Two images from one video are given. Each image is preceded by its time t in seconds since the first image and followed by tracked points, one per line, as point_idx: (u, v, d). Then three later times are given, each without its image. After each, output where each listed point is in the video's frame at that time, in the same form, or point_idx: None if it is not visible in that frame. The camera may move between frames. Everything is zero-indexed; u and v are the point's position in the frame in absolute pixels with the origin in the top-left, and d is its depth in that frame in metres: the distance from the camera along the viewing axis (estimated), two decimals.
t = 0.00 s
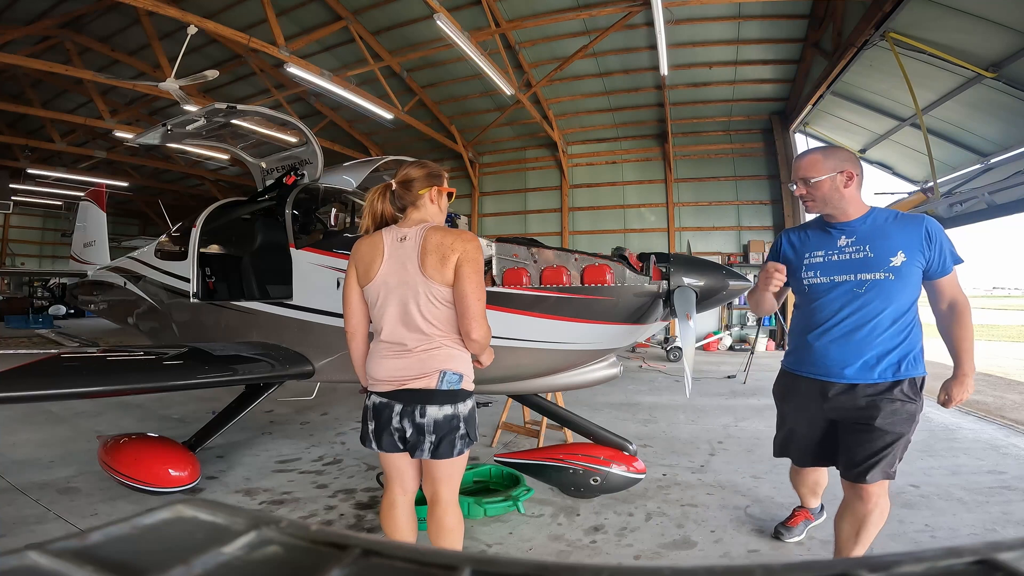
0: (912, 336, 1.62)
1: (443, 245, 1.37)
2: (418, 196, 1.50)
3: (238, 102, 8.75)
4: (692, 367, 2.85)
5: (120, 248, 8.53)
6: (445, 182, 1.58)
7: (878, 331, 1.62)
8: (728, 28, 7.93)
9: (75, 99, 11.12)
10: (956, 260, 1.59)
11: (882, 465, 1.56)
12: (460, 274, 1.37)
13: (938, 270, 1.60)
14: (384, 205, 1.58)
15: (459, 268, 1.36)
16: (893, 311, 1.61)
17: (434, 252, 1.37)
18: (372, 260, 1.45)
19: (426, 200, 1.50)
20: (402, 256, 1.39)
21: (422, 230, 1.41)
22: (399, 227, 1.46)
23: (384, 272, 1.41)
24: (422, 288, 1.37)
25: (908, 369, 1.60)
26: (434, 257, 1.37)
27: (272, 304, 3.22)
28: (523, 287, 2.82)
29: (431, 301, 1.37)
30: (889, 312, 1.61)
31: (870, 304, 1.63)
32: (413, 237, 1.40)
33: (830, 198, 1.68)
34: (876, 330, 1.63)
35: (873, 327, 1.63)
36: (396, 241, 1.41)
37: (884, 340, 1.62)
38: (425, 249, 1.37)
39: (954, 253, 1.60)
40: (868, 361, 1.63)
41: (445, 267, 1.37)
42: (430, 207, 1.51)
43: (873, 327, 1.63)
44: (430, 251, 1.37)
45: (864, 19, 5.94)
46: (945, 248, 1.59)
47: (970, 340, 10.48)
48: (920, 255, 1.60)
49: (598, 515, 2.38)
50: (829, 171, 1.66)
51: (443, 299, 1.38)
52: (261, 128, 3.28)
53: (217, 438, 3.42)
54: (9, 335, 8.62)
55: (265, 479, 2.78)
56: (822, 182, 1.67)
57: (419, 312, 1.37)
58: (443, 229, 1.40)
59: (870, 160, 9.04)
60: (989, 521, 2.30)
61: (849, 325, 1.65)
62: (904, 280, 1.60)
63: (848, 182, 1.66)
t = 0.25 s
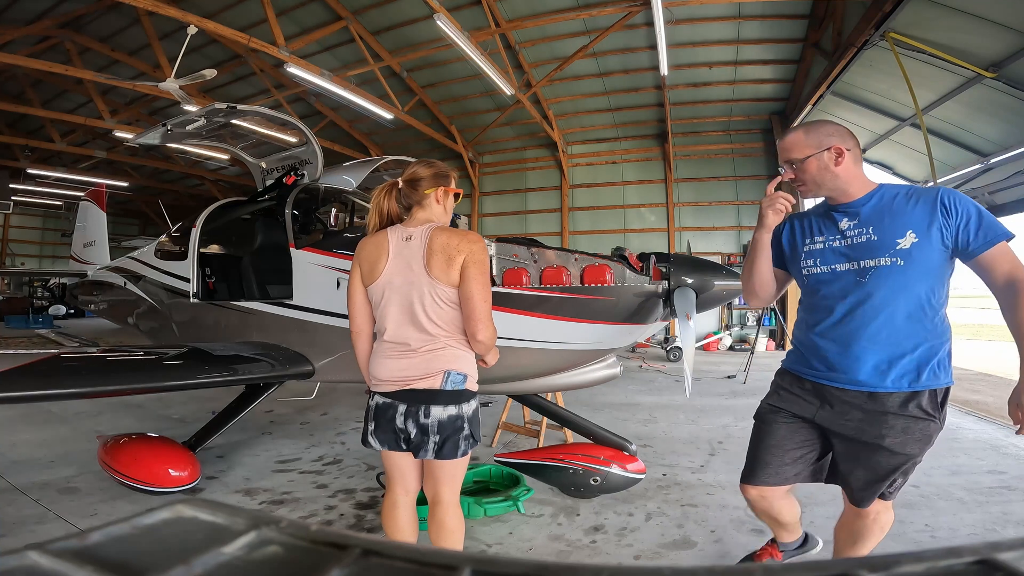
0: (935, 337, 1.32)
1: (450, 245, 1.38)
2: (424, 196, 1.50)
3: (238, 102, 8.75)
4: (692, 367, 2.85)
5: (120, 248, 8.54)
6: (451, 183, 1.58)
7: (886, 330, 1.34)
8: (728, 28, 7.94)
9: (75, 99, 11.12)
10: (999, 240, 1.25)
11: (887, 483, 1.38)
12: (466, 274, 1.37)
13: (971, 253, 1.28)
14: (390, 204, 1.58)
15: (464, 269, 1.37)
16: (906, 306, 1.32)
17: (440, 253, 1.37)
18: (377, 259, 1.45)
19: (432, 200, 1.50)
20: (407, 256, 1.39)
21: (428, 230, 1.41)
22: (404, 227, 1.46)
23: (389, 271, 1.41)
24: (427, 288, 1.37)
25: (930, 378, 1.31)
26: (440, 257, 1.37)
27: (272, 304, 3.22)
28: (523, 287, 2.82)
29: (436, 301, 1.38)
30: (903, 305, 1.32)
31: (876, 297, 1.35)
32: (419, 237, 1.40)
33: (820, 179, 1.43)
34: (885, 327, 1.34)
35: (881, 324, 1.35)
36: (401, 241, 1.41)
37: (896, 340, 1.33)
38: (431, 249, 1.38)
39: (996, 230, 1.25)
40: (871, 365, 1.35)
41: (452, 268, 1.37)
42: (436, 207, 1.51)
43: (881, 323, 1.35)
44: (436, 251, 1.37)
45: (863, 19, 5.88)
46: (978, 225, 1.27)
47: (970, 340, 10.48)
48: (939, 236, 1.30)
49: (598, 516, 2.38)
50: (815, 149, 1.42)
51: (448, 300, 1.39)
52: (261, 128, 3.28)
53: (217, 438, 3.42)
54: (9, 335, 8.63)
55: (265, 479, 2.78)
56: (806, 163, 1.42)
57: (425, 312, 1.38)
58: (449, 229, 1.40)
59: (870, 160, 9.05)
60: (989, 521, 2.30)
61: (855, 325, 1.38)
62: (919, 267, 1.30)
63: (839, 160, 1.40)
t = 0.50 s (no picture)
0: (912, 349, 1.07)
1: (454, 245, 1.38)
2: (426, 196, 1.50)
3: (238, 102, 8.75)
4: (692, 367, 2.85)
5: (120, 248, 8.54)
6: (455, 183, 1.58)
7: (847, 338, 1.12)
8: (728, 28, 7.94)
9: (75, 99, 11.12)
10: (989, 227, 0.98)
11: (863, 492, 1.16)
12: (469, 275, 1.37)
13: (949, 243, 1.02)
14: (394, 202, 1.58)
15: (467, 269, 1.37)
16: (870, 310, 1.10)
17: (442, 253, 1.38)
18: (379, 259, 1.45)
19: (435, 200, 1.51)
20: (410, 256, 1.39)
21: (430, 230, 1.41)
22: (406, 226, 1.46)
23: (391, 271, 1.41)
24: (430, 288, 1.37)
25: (905, 398, 1.08)
26: (443, 257, 1.37)
27: (271, 304, 3.22)
28: (523, 287, 2.82)
29: (439, 302, 1.38)
30: (867, 309, 1.10)
31: (839, 299, 1.14)
32: (421, 237, 1.40)
33: (786, 175, 1.26)
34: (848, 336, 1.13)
35: (841, 332, 1.13)
36: (403, 241, 1.41)
37: (860, 351, 1.11)
38: (434, 250, 1.38)
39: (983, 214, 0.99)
40: (830, 381, 1.13)
41: (454, 268, 1.37)
42: (439, 207, 1.51)
43: (842, 332, 1.13)
44: (438, 252, 1.37)
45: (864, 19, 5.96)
46: (961, 212, 1.02)
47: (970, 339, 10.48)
48: (909, 226, 1.08)
49: (598, 515, 2.38)
50: (776, 143, 1.25)
51: (450, 300, 1.39)
52: (261, 128, 3.28)
53: (217, 438, 3.42)
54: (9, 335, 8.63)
55: (265, 479, 2.78)
56: (767, 159, 1.27)
57: (427, 312, 1.38)
58: (451, 230, 1.40)
59: (870, 160, 9.06)
60: (989, 521, 2.30)
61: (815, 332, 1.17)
62: (882, 264, 1.09)
63: (803, 153, 1.22)
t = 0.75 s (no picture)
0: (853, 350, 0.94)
1: (454, 245, 1.38)
2: (427, 195, 1.50)
3: (237, 101, 8.75)
4: (692, 366, 2.85)
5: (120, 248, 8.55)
6: (456, 183, 1.58)
7: (779, 334, 1.01)
8: (728, 28, 7.94)
9: (75, 99, 11.12)
10: (935, 209, 0.83)
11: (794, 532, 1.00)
12: (469, 275, 1.38)
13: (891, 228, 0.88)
14: (395, 201, 1.58)
15: (467, 269, 1.38)
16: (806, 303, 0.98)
17: (442, 254, 1.38)
18: (379, 260, 1.44)
19: (436, 199, 1.50)
20: (410, 256, 1.39)
21: (431, 230, 1.41)
22: (406, 226, 1.45)
23: (391, 271, 1.41)
24: (430, 289, 1.37)
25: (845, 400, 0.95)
26: (443, 258, 1.37)
27: (272, 304, 3.22)
28: (523, 287, 2.82)
29: (439, 302, 1.38)
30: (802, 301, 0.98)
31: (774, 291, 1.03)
32: (422, 237, 1.40)
33: (740, 160, 1.19)
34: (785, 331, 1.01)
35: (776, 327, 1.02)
36: (404, 242, 1.41)
37: (794, 349, 0.99)
38: (434, 250, 1.38)
39: (930, 195, 0.84)
40: (764, 380, 1.04)
41: (455, 268, 1.38)
42: (439, 206, 1.50)
43: (778, 327, 1.02)
44: (438, 251, 1.37)
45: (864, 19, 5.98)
46: (910, 191, 0.86)
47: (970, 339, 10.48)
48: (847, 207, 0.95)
49: (598, 515, 2.38)
50: (723, 128, 1.20)
51: (451, 300, 1.39)
52: (261, 127, 3.28)
53: (217, 438, 3.42)
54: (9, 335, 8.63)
55: (265, 479, 2.78)
56: (721, 145, 1.20)
57: (428, 312, 1.38)
58: (449, 230, 1.40)
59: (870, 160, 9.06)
60: (989, 521, 2.30)
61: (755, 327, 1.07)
62: (818, 251, 0.97)
63: (750, 136, 1.15)
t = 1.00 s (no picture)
0: (801, 353, 0.93)
1: (455, 245, 1.38)
2: (427, 194, 1.50)
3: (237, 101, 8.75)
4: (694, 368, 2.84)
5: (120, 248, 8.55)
6: (456, 182, 1.59)
7: (728, 340, 1.01)
8: (728, 28, 7.94)
9: (74, 99, 11.12)
10: (859, 205, 0.80)
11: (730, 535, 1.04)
12: (470, 275, 1.38)
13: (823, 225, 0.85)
14: (394, 200, 1.58)
15: (468, 269, 1.38)
16: (751, 309, 0.97)
17: (443, 254, 1.38)
18: (380, 260, 1.44)
19: (436, 199, 1.50)
20: (411, 255, 1.39)
21: (432, 230, 1.41)
22: (406, 225, 1.45)
23: (392, 271, 1.41)
24: (430, 289, 1.37)
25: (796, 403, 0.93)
26: (444, 258, 1.37)
27: (272, 304, 3.22)
28: (523, 287, 2.82)
29: (440, 302, 1.38)
30: (744, 306, 0.98)
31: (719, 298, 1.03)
32: (422, 237, 1.40)
33: (696, 149, 1.18)
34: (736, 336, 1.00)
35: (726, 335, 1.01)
36: (404, 242, 1.41)
37: (744, 359, 0.98)
38: (435, 250, 1.37)
39: (853, 189, 0.80)
40: (718, 389, 1.03)
41: (455, 268, 1.38)
42: (439, 206, 1.50)
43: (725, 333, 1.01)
44: (439, 251, 1.37)
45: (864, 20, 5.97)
46: (836, 184, 0.83)
47: (970, 339, 10.47)
48: (775, 207, 0.93)
49: (598, 515, 2.38)
50: (681, 117, 1.19)
51: (452, 301, 1.39)
52: (261, 127, 3.29)
53: (217, 438, 3.42)
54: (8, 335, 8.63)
55: (265, 479, 2.78)
56: (679, 136, 1.21)
57: (428, 313, 1.38)
58: (449, 230, 1.40)
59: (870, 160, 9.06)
60: (989, 521, 2.30)
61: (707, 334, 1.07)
62: (753, 255, 0.96)
63: (703, 124, 1.13)
